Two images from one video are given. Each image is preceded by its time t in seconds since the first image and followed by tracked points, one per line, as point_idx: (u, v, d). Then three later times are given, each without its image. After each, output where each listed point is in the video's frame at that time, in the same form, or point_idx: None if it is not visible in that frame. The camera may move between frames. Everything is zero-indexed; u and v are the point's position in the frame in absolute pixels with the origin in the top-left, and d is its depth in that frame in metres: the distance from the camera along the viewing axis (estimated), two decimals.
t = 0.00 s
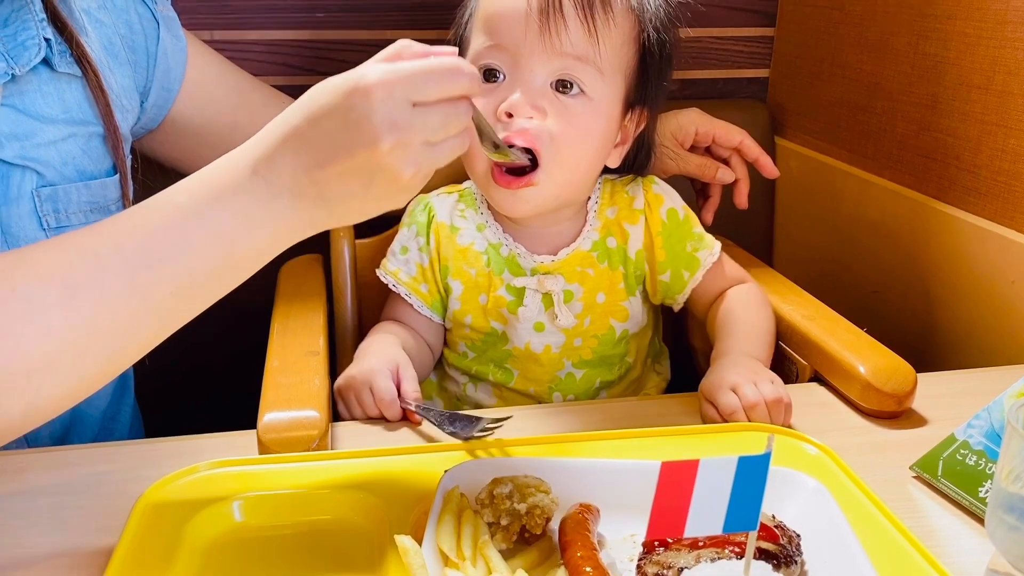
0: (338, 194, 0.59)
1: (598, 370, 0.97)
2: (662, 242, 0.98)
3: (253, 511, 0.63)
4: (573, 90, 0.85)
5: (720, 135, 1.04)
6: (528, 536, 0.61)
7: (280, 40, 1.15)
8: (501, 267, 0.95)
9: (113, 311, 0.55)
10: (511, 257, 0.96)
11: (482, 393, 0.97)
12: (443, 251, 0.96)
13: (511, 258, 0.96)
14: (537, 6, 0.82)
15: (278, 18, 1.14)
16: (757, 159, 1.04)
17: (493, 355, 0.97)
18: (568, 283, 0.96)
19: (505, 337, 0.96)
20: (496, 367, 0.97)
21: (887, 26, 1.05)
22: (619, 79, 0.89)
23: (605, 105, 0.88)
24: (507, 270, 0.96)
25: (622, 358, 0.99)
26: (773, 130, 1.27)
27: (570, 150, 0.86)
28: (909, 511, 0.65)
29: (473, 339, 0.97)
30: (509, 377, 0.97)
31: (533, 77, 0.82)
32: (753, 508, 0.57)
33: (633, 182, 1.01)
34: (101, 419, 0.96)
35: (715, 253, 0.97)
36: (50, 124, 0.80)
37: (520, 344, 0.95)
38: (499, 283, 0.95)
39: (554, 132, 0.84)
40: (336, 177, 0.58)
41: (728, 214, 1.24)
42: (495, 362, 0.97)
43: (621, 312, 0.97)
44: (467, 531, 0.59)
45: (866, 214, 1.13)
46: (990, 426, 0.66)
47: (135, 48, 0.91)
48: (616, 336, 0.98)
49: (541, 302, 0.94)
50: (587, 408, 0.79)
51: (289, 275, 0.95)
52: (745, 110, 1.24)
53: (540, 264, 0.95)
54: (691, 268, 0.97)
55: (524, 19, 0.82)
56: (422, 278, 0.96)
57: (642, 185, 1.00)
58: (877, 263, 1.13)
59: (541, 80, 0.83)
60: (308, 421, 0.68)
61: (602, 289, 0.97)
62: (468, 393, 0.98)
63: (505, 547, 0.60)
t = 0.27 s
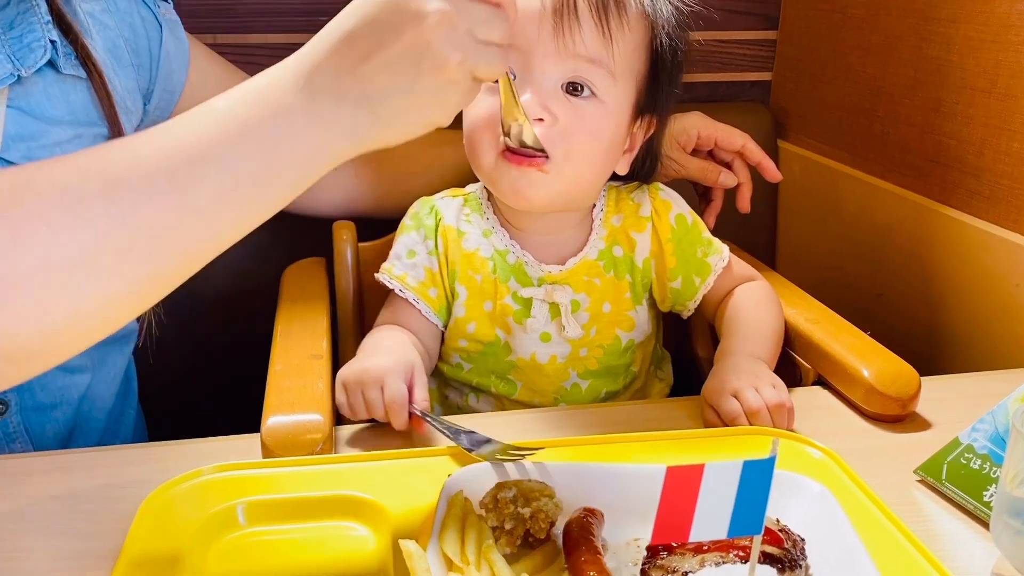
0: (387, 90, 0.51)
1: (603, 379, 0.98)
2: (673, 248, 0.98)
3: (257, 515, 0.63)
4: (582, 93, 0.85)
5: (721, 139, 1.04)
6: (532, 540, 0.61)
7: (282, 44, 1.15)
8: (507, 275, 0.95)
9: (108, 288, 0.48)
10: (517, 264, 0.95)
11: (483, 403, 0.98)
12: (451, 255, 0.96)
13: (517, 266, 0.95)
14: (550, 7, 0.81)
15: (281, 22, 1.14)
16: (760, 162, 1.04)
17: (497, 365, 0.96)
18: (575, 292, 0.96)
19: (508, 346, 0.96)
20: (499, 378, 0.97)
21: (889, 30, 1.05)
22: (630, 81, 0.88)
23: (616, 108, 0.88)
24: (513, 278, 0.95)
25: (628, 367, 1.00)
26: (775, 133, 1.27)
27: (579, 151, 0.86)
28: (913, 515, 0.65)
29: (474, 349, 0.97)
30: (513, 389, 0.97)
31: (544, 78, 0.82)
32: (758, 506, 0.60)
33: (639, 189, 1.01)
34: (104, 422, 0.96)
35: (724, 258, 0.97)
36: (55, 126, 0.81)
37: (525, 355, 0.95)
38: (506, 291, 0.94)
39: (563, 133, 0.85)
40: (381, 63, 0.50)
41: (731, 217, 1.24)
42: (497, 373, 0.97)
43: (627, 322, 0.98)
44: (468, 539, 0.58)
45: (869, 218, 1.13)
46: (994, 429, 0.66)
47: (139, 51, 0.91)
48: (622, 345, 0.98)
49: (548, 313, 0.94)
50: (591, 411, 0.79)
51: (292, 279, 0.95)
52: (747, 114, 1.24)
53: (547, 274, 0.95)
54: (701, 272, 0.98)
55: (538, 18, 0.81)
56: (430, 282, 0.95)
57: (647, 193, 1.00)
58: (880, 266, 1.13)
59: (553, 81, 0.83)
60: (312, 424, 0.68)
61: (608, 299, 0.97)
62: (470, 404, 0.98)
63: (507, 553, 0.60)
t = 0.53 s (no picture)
0: (409, 29, 0.55)
1: (613, 389, 0.98)
2: (683, 252, 0.98)
3: (260, 517, 0.63)
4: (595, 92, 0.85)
5: (726, 143, 1.04)
6: (536, 542, 0.60)
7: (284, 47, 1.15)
8: (514, 284, 0.95)
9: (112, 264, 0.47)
10: (525, 274, 0.95)
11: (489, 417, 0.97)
12: (459, 266, 0.95)
13: (525, 276, 0.95)
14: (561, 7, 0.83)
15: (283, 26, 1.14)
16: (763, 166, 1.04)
17: (505, 379, 0.96)
18: (585, 300, 0.95)
19: (517, 358, 0.95)
20: (507, 393, 0.96)
21: (892, 32, 1.05)
22: (637, 85, 0.89)
23: (627, 107, 0.88)
24: (522, 287, 0.95)
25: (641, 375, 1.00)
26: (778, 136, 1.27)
27: (597, 147, 0.86)
28: (916, 519, 0.65)
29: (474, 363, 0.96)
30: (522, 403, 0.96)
31: (559, 73, 0.83)
32: (759, 515, 0.57)
33: (645, 194, 1.01)
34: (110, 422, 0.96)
35: (735, 261, 0.97)
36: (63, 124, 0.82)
37: (535, 367, 0.94)
38: (515, 301, 0.94)
39: (581, 128, 0.84)
40: (400, 3, 0.54)
41: (733, 219, 1.24)
42: (504, 387, 0.96)
43: (637, 329, 0.98)
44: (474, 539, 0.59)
45: (872, 220, 1.13)
46: (998, 433, 0.66)
47: (143, 52, 0.94)
48: (634, 354, 0.98)
49: (559, 322, 0.93)
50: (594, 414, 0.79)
51: (295, 281, 0.95)
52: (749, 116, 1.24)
53: (556, 283, 0.95)
54: (712, 277, 0.98)
55: (550, 15, 0.83)
56: (439, 296, 0.94)
57: (654, 195, 1.00)
58: (883, 269, 1.13)
59: (567, 76, 0.83)
60: (315, 427, 0.69)
61: (618, 306, 0.97)
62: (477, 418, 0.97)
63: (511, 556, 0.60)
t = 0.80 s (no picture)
0: (379, 19, 0.53)
1: (608, 391, 0.98)
2: (674, 261, 0.98)
3: (260, 520, 0.63)
4: (592, 97, 0.85)
5: (729, 155, 1.04)
6: (536, 544, 0.60)
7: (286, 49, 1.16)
8: (508, 284, 0.94)
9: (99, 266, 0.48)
10: (518, 274, 0.95)
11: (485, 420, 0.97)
12: (452, 266, 0.95)
13: (519, 276, 0.95)
14: (557, 14, 0.83)
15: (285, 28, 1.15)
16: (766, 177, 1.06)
17: (498, 381, 0.96)
18: (579, 302, 0.95)
19: (509, 360, 0.95)
20: (501, 394, 0.96)
21: (893, 34, 1.05)
22: (633, 90, 0.89)
23: (622, 112, 0.88)
24: (515, 288, 0.95)
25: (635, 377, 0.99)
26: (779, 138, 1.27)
27: (593, 151, 0.85)
28: (917, 521, 0.65)
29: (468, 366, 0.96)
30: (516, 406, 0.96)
31: (555, 80, 0.83)
32: (760, 519, 0.57)
33: (641, 198, 1.01)
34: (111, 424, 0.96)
35: (722, 274, 0.98)
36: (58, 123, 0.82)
37: (528, 367, 0.94)
38: (509, 302, 0.94)
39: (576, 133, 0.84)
40: None
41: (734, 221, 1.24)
42: (499, 390, 0.96)
43: (633, 331, 0.98)
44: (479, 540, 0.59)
45: (873, 222, 1.13)
46: (999, 435, 0.66)
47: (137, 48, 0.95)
48: (629, 355, 0.98)
49: (553, 323, 0.93)
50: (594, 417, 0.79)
51: (297, 283, 0.95)
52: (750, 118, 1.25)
53: (550, 283, 0.94)
54: (699, 287, 0.98)
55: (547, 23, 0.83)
56: (433, 296, 0.94)
57: (651, 201, 1.00)
58: (883, 270, 1.13)
59: (564, 83, 0.83)
60: (316, 430, 0.69)
61: (613, 308, 0.97)
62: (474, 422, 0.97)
63: (511, 556, 0.60)
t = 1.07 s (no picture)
0: None
1: (607, 379, 0.98)
2: (670, 257, 0.99)
3: (262, 520, 0.63)
4: (590, 120, 0.85)
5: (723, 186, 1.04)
6: (537, 545, 0.61)
7: (288, 50, 1.16)
8: (508, 274, 0.94)
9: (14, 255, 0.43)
10: (518, 263, 0.95)
11: (485, 411, 0.97)
12: (450, 259, 0.94)
13: (518, 265, 0.95)
14: (556, 39, 0.82)
15: (287, 28, 1.15)
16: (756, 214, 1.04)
17: (498, 370, 0.95)
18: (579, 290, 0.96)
19: (510, 349, 0.95)
20: (502, 382, 0.96)
21: (895, 35, 1.05)
22: (629, 105, 0.90)
23: (619, 129, 0.89)
24: (514, 277, 0.95)
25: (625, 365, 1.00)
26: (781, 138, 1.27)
27: (589, 174, 0.87)
28: (919, 522, 0.65)
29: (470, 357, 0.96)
30: (517, 393, 0.96)
31: (552, 109, 0.83)
32: (763, 515, 0.57)
33: (636, 197, 1.02)
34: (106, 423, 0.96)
35: (709, 273, 1.01)
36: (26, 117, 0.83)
37: (529, 355, 0.94)
38: (508, 290, 0.94)
39: (573, 159, 0.85)
40: None
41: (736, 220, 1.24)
42: (501, 379, 0.96)
43: (630, 321, 0.98)
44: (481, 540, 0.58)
45: (874, 222, 1.13)
46: (1001, 435, 0.66)
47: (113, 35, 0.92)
48: (625, 345, 0.98)
49: (553, 309, 0.94)
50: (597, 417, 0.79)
51: (298, 283, 0.95)
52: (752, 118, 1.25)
53: (551, 268, 0.95)
54: (692, 283, 0.99)
55: (544, 52, 0.82)
56: (432, 289, 0.94)
57: (647, 201, 1.01)
58: (885, 270, 1.13)
59: (561, 111, 0.83)
60: (317, 430, 0.68)
61: (611, 299, 0.97)
62: (476, 412, 0.97)
63: (511, 556, 0.60)
